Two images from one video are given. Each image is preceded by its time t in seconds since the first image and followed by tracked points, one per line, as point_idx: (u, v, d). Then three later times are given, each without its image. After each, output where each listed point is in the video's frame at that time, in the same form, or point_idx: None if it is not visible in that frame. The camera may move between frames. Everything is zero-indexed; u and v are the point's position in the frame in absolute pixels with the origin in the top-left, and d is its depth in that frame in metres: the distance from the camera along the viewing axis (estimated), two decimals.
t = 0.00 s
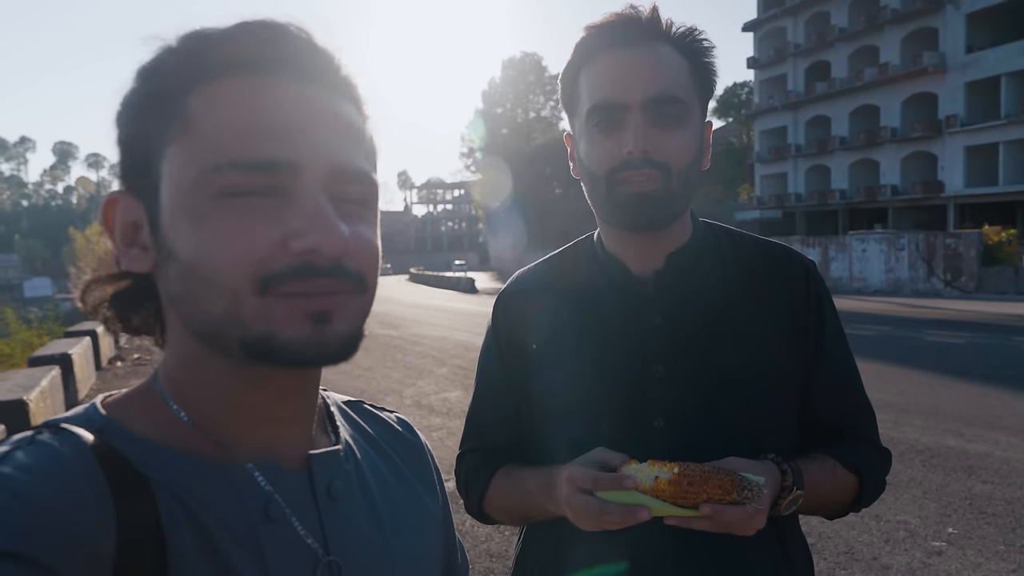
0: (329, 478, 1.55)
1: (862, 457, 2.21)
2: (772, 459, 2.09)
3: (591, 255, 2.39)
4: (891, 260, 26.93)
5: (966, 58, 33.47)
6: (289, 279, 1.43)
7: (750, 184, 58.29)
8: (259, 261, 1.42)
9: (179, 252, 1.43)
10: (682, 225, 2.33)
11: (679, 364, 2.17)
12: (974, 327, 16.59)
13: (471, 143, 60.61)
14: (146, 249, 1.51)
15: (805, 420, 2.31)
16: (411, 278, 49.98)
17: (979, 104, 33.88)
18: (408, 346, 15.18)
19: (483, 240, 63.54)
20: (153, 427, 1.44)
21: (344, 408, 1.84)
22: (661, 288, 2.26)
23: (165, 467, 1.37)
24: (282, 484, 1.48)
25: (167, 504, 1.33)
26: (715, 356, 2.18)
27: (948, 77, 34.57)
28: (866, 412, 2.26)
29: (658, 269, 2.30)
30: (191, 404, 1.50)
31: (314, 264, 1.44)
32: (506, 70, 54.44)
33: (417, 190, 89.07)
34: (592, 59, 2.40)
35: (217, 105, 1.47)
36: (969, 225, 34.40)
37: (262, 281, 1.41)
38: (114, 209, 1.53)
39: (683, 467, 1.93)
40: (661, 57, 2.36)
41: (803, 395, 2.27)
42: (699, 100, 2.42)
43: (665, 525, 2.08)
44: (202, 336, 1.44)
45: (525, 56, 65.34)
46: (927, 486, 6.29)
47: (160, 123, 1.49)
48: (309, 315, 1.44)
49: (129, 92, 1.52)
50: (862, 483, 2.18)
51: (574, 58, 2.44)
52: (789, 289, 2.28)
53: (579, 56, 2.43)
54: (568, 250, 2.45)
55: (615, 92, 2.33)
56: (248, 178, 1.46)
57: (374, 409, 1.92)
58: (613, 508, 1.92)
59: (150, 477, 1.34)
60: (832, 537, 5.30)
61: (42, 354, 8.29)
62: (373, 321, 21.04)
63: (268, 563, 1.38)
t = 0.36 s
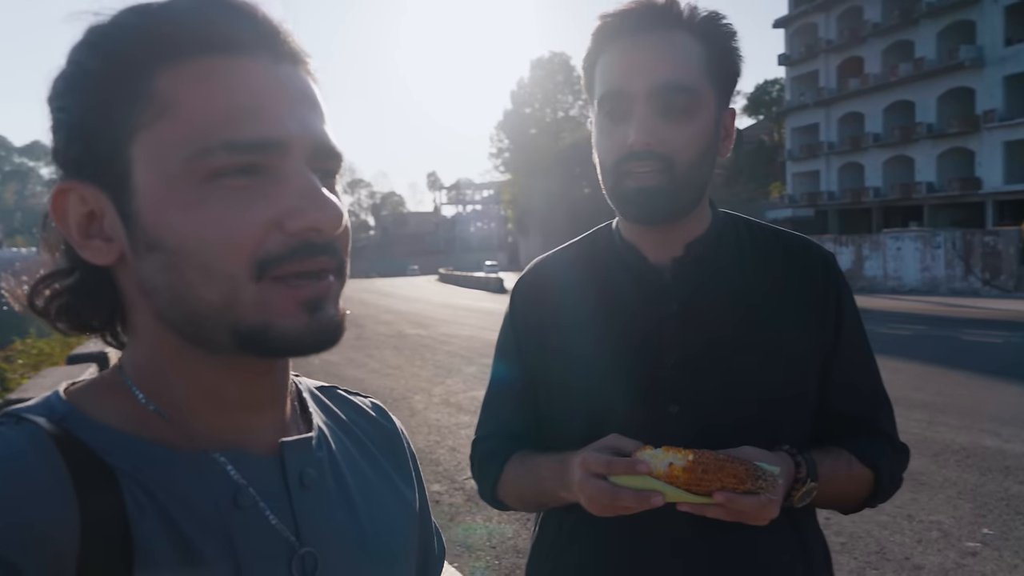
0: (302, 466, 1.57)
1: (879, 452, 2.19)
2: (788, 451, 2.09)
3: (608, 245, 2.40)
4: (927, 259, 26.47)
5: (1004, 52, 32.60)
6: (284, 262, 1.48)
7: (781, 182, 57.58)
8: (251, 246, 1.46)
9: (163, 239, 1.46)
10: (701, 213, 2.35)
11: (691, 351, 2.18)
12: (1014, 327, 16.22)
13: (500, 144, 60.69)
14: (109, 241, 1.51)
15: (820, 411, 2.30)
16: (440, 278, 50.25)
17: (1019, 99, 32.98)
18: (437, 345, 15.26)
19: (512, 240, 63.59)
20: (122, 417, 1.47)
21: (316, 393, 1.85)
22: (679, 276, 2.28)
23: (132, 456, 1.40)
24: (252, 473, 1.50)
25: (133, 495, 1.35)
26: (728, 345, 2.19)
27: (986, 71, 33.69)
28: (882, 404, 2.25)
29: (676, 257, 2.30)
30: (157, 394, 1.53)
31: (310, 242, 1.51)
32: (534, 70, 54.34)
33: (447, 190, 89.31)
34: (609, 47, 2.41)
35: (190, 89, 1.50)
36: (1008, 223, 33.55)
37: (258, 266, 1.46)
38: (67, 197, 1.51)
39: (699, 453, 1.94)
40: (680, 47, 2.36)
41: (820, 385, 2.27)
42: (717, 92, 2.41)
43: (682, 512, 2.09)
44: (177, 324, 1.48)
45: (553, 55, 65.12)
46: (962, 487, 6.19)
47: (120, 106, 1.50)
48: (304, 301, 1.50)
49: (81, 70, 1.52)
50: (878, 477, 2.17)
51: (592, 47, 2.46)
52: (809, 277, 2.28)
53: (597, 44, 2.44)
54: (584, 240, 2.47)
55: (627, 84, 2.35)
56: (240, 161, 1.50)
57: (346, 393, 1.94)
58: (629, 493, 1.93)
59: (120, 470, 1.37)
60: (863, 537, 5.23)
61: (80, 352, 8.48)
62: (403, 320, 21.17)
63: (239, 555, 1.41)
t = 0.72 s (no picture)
0: (312, 474, 1.58)
1: (921, 463, 2.15)
2: (825, 460, 2.06)
3: (641, 253, 2.39)
4: (978, 267, 25.77)
5: None
6: (294, 262, 1.50)
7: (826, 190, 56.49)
8: (261, 246, 1.49)
9: (174, 239, 1.49)
10: (736, 218, 2.33)
11: (725, 359, 2.16)
12: None
13: (540, 152, 60.71)
14: (122, 243, 1.55)
15: (860, 418, 2.26)
16: (479, 286, 50.46)
17: None
18: (476, 352, 15.31)
19: (551, 248, 63.54)
20: (130, 424, 1.51)
21: (328, 400, 1.87)
22: (714, 282, 2.27)
23: (140, 464, 1.43)
24: (258, 481, 1.53)
25: (141, 503, 1.39)
26: (762, 350, 2.16)
27: None
28: (924, 412, 2.21)
29: (712, 263, 2.30)
30: (166, 398, 1.57)
31: (322, 245, 1.53)
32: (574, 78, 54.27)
33: (487, 198, 89.66)
34: (631, 56, 2.41)
35: (203, 90, 1.54)
36: None
37: (268, 267, 1.49)
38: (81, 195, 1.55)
39: (737, 464, 1.91)
40: (703, 51, 2.35)
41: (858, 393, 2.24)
42: (744, 94, 2.38)
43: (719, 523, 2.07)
44: (190, 326, 1.52)
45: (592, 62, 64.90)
46: (1015, 501, 5.99)
47: (136, 107, 1.55)
48: (316, 301, 1.52)
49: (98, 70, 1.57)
50: (920, 488, 2.13)
51: (616, 56, 2.46)
52: (847, 282, 2.25)
53: (620, 54, 2.45)
54: (616, 247, 2.47)
55: (650, 92, 2.35)
56: (254, 162, 1.53)
57: (357, 400, 1.96)
58: (666, 505, 1.91)
59: (128, 477, 1.40)
60: (909, 551, 5.10)
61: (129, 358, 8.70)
62: (442, 327, 21.30)
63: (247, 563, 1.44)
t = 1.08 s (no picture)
0: (332, 476, 1.61)
1: (973, 465, 2.09)
2: (871, 463, 2.01)
3: (678, 252, 2.36)
4: None
5: None
6: (322, 260, 1.53)
7: (882, 182, 54.96)
8: (288, 242, 1.51)
9: (201, 236, 1.52)
10: (774, 215, 2.29)
11: (765, 358, 2.13)
12: None
13: (586, 145, 60.26)
14: (145, 240, 1.58)
15: (909, 419, 2.20)
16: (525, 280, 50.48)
17: None
18: (521, 346, 15.32)
19: (598, 242, 63.11)
20: (153, 426, 1.55)
21: (349, 400, 1.92)
22: (753, 280, 2.23)
23: (159, 469, 1.46)
24: (277, 482, 1.55)
25: (161, 507, 1.41)
26: (801, 347, 2.12)
27: None
28: (976, 413, 2.14)
29: (749, 261, 2.26)
30: (186, 401, 1.60)
31: (350, 243, 1.55)
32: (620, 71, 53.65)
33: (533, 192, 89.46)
34: (663, 56, 2.37)
35: (231, 85, 1.57)
36: None
37: (294, 264, 1.52)
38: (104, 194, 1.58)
39: (769, 466, 1.89)
40: (739, 46, 2.30)
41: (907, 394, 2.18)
42: (784, 88, 2.33)
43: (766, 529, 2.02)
44: (214, 323, 1.54)
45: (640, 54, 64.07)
46: None
47: (165, 103, 1.58)
48: (340, 298, 1.55)
49: (126, 68, 1.61)
50: (972, 492, 2.06)
51: (647, 56, 2.42)
52: (890, 278, 2.20)
53: (651, 55, 2.41)
54: (654, 247, 2.44)
55: (687, 94, 2.31)
56: (281, 159, 1.56)
57: (378, 401, 1.99)
58: (704, 522, 1.89)
59: (146, 481, 1.43)
60: (964, 557, 4.95)
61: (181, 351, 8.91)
62: (488, 320, 21.36)
63: (266, 563, 1.45)
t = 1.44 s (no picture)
0: (337, 474, 1.62)
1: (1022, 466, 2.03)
2: (924, 449, 1.97)
3: (705, 250, 2.32)
4: None
5: None
6: (331, 254, 1.54)
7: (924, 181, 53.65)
8: (297, 235, 1.53)
9: (209, 225, 1.53)
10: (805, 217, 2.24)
11: (790, 358, 2.10)
12: None
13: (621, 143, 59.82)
14: (155, 231, 1.60)
15: (943, 418, 2.15)
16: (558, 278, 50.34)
17: None
18: (553, 344, 15.28)
19: (632, 240, 62.61)
20: (159, 421, 1.57)
21: (359, 397, 1.95)
22: (781, 277, 2.19)
23: (163, 463, 1.47)
24: (283, 481, 1.56)
25: (162, 499, 1.42)
26: (823, 347, 2.09)
27: None
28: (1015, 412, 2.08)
29: (778, 259, 2.21)
30: (193, 395, 1.61)
31: (357, 236, 1.57)
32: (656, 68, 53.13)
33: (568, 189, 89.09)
34: (695, 70, 2.26)
35: (243, 78, 1.59)
36: None
37: (301, 258, 1.53)
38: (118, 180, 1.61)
39: (780, 437, 1.89)
40: (776, 57, 2.19)
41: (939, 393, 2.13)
42: (818, 97, 2.24)
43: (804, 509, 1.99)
44: (218, 318, 1.56)
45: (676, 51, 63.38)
46: None
47: (177, 93, 1.60)
48: (344, 302, 1.56)
49: (139, 59, 1.62)
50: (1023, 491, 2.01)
51: (677, 67, 2.31)
52: (916, 275, 2.15)
53: (682, 65, 2.29)
54: (680, 244, 2.41)
55: (725, 117, 2.20)
56: (291, 149, 1.58)
57: (390, 398, 2.03)
58: (707, 481, 1.88)
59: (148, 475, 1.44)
60: (1005, 566, 4.82)
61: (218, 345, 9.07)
62: (520, 318, 21.34)
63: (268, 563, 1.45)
